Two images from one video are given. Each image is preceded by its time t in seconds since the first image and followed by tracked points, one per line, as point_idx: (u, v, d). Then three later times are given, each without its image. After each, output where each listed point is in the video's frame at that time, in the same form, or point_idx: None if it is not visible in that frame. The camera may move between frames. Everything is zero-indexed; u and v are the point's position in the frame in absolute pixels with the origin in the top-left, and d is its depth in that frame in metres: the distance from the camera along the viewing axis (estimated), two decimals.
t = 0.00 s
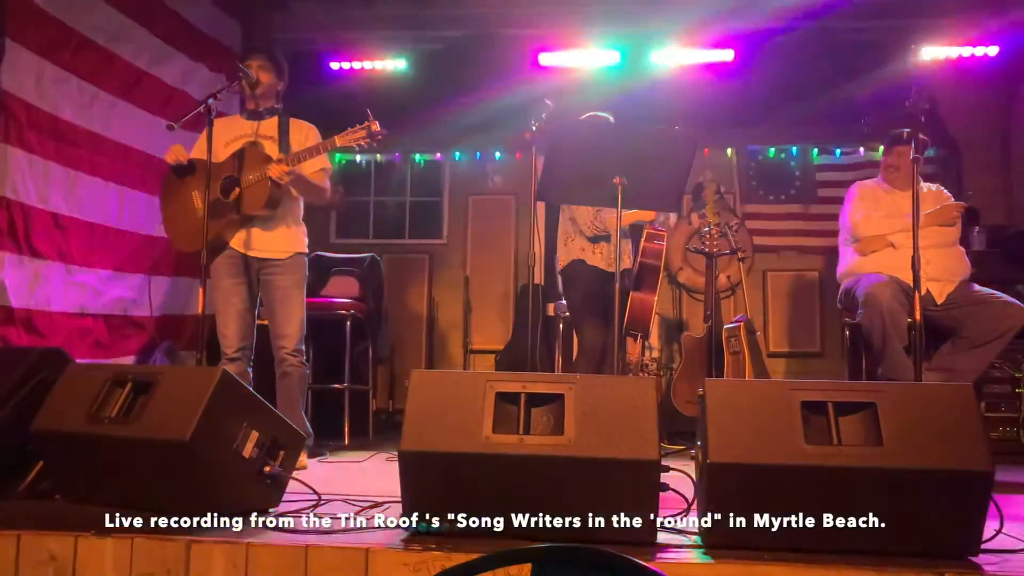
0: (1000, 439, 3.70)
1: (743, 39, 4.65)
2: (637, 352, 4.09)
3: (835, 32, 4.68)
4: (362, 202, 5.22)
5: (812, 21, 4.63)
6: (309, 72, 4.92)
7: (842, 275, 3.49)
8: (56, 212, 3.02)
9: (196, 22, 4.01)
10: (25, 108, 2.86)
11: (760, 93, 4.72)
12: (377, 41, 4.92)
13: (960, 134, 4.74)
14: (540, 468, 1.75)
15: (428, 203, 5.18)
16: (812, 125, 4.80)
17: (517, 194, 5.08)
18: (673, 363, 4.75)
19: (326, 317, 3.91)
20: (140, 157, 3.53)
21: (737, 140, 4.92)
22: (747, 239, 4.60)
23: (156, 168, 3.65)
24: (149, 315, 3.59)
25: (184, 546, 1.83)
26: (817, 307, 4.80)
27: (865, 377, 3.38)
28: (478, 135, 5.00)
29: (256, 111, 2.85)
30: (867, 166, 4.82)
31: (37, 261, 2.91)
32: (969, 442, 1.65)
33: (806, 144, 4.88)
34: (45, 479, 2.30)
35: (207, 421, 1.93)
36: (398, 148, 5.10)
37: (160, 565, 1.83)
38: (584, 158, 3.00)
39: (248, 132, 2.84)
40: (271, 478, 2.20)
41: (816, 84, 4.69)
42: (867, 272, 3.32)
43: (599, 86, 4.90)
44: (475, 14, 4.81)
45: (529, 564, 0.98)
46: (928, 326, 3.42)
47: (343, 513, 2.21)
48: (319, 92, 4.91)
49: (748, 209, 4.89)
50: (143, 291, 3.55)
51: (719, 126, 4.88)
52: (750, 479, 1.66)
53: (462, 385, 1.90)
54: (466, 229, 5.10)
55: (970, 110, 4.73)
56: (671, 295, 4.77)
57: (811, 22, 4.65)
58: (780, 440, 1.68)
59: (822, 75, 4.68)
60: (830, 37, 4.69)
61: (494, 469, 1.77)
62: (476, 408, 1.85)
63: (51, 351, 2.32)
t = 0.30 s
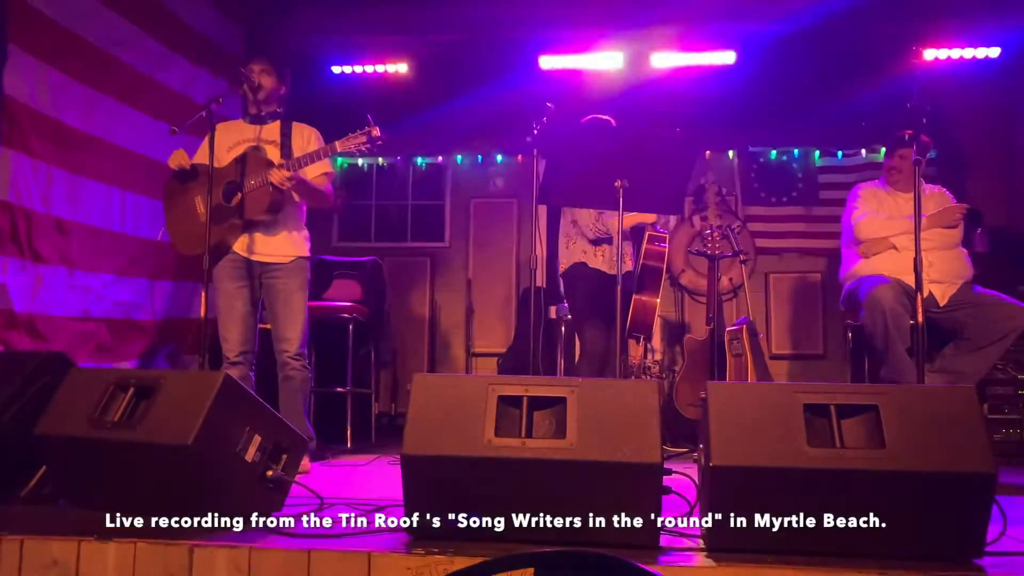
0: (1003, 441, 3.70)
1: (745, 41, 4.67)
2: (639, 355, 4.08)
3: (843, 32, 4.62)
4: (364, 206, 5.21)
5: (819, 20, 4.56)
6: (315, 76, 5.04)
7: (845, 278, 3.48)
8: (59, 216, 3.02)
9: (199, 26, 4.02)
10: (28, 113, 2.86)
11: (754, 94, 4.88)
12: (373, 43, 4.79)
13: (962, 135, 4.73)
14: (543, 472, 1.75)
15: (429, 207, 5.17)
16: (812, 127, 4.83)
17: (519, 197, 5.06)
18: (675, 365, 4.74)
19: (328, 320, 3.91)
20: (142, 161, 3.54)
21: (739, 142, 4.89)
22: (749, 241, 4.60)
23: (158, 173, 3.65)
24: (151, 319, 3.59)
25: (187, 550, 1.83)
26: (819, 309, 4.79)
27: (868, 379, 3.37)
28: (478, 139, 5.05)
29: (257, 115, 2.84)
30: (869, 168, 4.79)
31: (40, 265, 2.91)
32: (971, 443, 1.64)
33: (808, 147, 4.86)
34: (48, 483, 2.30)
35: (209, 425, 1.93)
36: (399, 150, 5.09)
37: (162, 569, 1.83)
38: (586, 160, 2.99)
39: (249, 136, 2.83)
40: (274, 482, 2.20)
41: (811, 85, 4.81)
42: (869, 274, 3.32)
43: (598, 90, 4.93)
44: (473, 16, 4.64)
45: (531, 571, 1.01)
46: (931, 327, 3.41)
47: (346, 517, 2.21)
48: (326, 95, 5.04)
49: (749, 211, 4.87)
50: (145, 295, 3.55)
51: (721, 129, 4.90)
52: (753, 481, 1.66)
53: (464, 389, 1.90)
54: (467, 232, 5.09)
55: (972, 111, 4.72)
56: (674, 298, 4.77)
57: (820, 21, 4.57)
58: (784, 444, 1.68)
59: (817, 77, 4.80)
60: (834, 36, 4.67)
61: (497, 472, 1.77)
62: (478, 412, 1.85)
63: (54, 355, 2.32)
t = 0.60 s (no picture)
0: (1008, 444, 3.68)
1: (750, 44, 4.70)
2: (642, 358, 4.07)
3: (847, 35, 4.65)
4: (366, 210, 5.22)
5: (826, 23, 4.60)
6: (316, 83, 5.04)
7: (847, 280, 3.48)
8: (61, 220, 3.03)
9: (201, 30, 4.03)
10: (31, 117, 2.87)
11: (758, 95, 4.84)
12: (378, 47, 4.82)
13: (964, 137, 4.72)
14: (545, 475, 1.75)
15: (432, 210, 5.18)
16: (815, 128, 4.80)
17: (521, 200, 5.06)
18: (678, 368, 4.74)
19: (331, 324, 3.91)
20: (144, 165, 3.54)
21: (741, 144, 4.86)
22: (751, 244, 4.60)
23: (160, 177, 3.65)
24: (154, 323, 3.60)
25: (189, 554, 1.82)
26: (821, 312, 4.78)
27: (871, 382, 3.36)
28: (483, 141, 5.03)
29: (260, 119, 2.84)
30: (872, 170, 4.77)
31: (42, 269, 2.92)
32: (975, 446, 1.64)
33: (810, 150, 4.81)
34: (50, 487, 2.30)
35: (211, 428, 1.94)
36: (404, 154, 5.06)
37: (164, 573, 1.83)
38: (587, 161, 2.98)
39: (252, 140, 2.84)
40: (277, 486, 2.22)
41: (814, 85, 4.78)
42: (872, 277, 3.32)
43: (598, 91, 4.93)
44: (478, 19, 4.65)
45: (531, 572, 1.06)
46: (933, 330, 3.41)
47: (349, 521, 2.21)
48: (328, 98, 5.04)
49: (752, 213, 4.87)
50: (147, 298, 3.55)
51: (723, 131, 4.87)
52: (758, 484, 1.65)
53: (467, 392, 1.90)
54: (469, 235, 5.10)
55: (975, 113, 4.72)
56: (676, 301, 4.76)
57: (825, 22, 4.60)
58: (787, 447, 1.67)
59: (820, 78, 4.78)
60: (839, 38, 4.67)
61: (499, 475, 1.77)
62: (481, 416, 1.85)
63: (57, 359, 2.33)
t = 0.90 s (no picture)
0: (1011, 447, 3.68)
1: (749, 48, 4.72)
2: (644, 361, 4.06)
3: (847, 39, 4.65)
4: (368, 212, 5.22)
5: (824, 29, 4.64)
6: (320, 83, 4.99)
7: (849, 283, 3.48)
8: (63, 222, 3.03)
9: (204, 33, 4.04)
10: (33, 119, 2.87)
11: (756, 99, 4.85)
12: (379, 49, 4.87)
13: (966, 140, 4.72)
14: (546, 478, 1.75)
15: (434, 212, 5.18)
16: (815, 132, 4.83)
17: (523, 203, 5.07)
18: (679, 371, 4.73)
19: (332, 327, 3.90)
20: (147, 168, 3.55)
21: (742, 146, 4.90)
22: (754, 247, 4.60)
23: (162, 179, 3.66)
24: (156, 325, 3.60)
25: (191, 555, 1.82)
26: (823, 315, 4.78)
27: (873, 386, 3.36)
28: (480, 145, 5.04)
29: (262, 123, 2.85)
30: (874, 172, 4.76)
31: (44, 271, 2.92)
32: (977, 449, 1.63)
33: (814, 151, 4.83)
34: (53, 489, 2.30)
35: (213, 430, 1.94)
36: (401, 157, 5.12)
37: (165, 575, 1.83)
38: (588, 164, 2.97)
39: (254, 144, 2.84)
40: (278, 488, 2.22)
41: (813, 90, 4.78)
42: (874, 280, 3.31)
43: (596, 95, 4.89)
44: (478, 23, 4.80)
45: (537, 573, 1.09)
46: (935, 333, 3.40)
47: (350, 524, 2.22)
48: (329, 103, 4.99)
49: (754, 216, 4.86)
50: (149, 300, 3.55)
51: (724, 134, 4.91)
52: (761, 487, 1.65)
53: (468, 395, 1.90)
54: (470, 238, 5.10)
55: (976, 116, 4.72)
56: (678, 304, 4.75)
57: (821, 28, 4.64)
58: (789, 449, 1.67)
59: (821, 81, 4.77)
60: (837, 43, 4.68)
61: (502, 479, 1.77)
62: (482, 418, 1.85)
63: (59, 361, 2.33)
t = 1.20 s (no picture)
0: (1013, 449, 3.67)
1: (750, 48, 4.71)
2: (645, 362, 4.06)
3: (850, 41, 4.65)
4: (369, 214, 5.23)
5: (825, 28, 4.65)
6: (319, 87, 4.97)
7: (851, 284, 3.47)
8: (66, 223, 3.03)
9: (206, 35, 4.05)
10: (36, 120, 2.88)
11: (763, 101, 4.78)
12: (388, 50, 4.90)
13: (967, 142, 4.71)
14: (548, 479, 1.75)
15: (435, 214, 5.18)
16: (820, 134, 4.79)
17: (525, 204, 5.08)
18: (681, 373, 4.73)
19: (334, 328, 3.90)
20: (149, 169, 3.56)
21: (746, 148, 4.89)
22: (756, 249, 4.60)
23: (164, 180, 3.66)
24: (158, 326, 3.60)
25: (193, 556, 1.82)
26: (825, 316, 4.78)
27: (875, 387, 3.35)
28: (483, 148, 4.96)
29: (264, 123, 2.85)
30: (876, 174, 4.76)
31: (47, 272, 2.93)
32: (979, 451, 1.63)
33: (813, 153, 4.83)
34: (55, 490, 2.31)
35: (216, 431, 1.95)
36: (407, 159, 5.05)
37: None
38: (590, 165, 2.97)
39: (256, 145, 2.84)
40: (279, 489, 2.23)
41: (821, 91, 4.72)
42: (875, 282, 3.31)
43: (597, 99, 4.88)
44: (479, 25, 4.85)
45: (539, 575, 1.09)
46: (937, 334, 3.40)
47: (352, 524, 2.22)
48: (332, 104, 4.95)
49: (756, 218, 4.86)
50: (151, 301, 3.55)
51: (730, 136, 4.87)
52: (764, 488, 1.65)
53: (470, 396, 1.90)
54: (472, 239, 5.10)
55: (978, 118, 4.72)
56: (679, 305, 4.75)
57: (821, 29, 4.67)
58: (792, 452, 1.67)
59: (825, 83, 4.71)
60: (840, 44, 4.67)
61: (504, 479, 1.77)
62: (484, 420, 1.85)
63: (62, 362, 2.33)
